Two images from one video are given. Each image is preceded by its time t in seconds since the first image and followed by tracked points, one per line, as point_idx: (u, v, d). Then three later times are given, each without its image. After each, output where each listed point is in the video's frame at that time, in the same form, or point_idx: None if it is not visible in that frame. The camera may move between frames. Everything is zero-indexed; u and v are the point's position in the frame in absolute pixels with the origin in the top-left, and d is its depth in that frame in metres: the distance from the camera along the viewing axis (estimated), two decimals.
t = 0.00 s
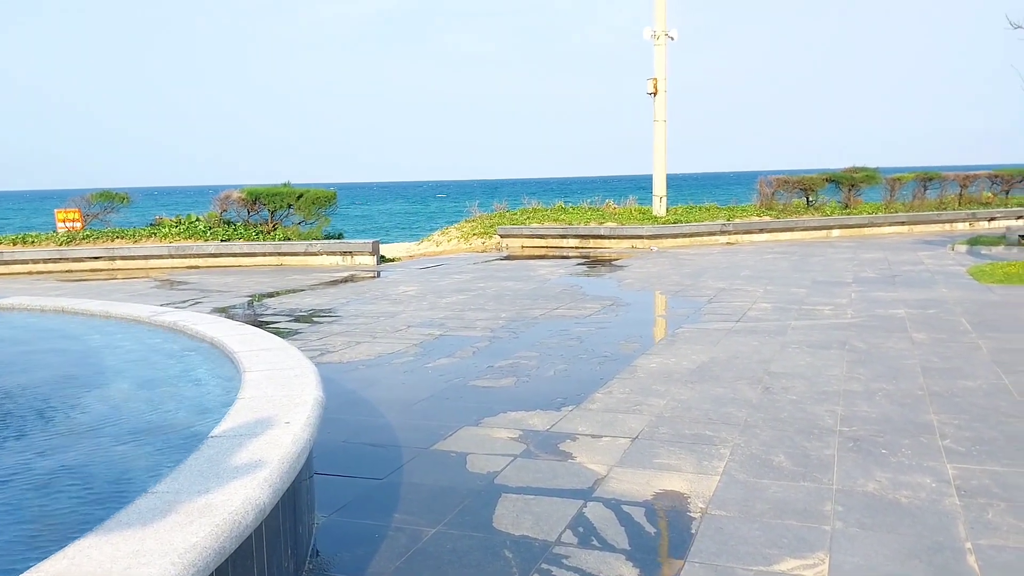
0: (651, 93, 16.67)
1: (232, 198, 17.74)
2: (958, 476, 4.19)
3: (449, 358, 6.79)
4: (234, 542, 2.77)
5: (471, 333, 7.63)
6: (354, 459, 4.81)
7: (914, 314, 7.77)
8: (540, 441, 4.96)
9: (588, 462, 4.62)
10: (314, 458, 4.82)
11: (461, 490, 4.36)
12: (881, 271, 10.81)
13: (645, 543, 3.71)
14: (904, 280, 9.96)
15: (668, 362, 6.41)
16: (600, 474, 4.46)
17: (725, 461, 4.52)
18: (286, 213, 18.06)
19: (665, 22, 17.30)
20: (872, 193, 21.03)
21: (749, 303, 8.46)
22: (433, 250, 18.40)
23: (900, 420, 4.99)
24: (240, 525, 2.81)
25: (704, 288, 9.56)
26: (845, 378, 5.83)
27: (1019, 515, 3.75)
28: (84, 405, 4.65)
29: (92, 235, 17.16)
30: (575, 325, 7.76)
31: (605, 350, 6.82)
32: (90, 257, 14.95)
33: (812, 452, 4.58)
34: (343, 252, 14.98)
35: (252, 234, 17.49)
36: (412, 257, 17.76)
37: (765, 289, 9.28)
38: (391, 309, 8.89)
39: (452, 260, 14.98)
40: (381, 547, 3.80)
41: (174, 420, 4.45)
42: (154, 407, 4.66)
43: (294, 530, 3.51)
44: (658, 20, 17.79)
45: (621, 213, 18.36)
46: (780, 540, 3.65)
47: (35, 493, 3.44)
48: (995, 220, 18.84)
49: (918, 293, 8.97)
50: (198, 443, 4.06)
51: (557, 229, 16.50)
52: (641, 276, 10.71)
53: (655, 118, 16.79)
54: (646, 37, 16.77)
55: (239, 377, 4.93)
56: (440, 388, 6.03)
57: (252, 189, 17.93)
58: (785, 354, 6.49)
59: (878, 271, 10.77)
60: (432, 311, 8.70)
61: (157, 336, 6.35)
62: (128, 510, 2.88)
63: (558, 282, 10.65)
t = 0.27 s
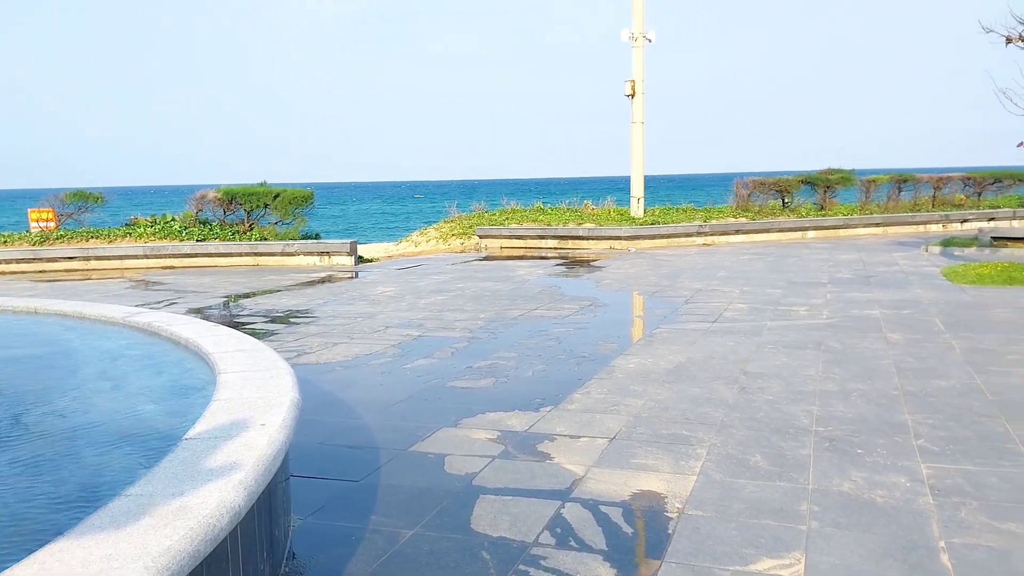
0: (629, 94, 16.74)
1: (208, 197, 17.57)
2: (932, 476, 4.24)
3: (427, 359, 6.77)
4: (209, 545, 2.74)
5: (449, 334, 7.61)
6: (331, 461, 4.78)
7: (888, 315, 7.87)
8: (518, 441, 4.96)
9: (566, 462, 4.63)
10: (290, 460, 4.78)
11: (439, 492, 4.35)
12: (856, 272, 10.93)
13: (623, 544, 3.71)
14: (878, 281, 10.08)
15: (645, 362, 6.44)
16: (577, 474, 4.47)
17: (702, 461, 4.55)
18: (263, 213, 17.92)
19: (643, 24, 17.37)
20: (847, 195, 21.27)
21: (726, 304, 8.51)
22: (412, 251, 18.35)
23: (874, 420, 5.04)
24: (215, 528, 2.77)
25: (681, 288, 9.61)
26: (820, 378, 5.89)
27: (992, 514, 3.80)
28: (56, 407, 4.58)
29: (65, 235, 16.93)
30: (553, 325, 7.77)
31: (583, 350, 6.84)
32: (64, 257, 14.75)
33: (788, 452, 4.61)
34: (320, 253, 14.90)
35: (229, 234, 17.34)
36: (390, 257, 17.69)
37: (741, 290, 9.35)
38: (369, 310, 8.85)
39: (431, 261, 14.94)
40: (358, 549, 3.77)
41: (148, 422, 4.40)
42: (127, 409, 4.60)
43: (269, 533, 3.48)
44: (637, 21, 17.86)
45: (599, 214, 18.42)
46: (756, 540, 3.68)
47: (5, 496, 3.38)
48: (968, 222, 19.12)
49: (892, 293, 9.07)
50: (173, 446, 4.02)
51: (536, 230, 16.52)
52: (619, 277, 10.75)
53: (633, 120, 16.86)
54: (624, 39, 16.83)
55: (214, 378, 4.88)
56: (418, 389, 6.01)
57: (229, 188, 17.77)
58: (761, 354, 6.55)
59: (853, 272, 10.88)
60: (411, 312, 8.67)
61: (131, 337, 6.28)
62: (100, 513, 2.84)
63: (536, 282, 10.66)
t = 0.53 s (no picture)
0: (601, 98, 16.83)
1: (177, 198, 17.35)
2: (897, 478, 4.31)
3: (398, 362, 6.75)
4: (176, 550, 2.71)
5: (421, 337, 7.59)
6: (300, 465, 4.74)
7: (855, 318, 7.99)
8: (489, 445, 4.96)
9: (537, 465, 4.64)
10: (259, 464, 4.74)
11: (409, 496, 4.33)
12: (824, 276, 11.09)
13: (593, 547, 3.73)
14: (845, 285, 10.23)
15: (616, 365, 6.48)
16: (548, 477, 4.48)
17: (671, 464, 4.59)
18: (232, 215, 17.73)
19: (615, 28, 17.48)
20: (816, 200, 21.57)
21: (696, 307, 8.59)
22: (384, 253, 18.27)
23: (841, 422, 5.12)
24: (182, 533, 2.74)
25: (652, 291, 9.68)
26: (788, 381, 5.96)
27: (955, 515, 3.88)
28: (20, 410, 4.50)
29: (29, 235, 16.62)
30: (526, 328, 7.79)
31: (555, 353, 6.86)
32: (28, 258, 14.49)
33: (756, 454, 4.67)
34: (291, 255, 14.78)
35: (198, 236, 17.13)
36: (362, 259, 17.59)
37: (711, 293, 9.44)
38: (340, 312, 8.81)
39: (402, 263, 14.90)
40: (328, 554, 3.75)
41: (114, 425, 4.33)
42: (93, 412, 4.53)
43: (237, 538, 3.45)
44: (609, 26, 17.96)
45: (572, 217, 18.48)
46: (725, 542, 3.72)
47: None
48: (934, 227, 19.47)
49: (859, 297, 9.22)
50: (139, 450, 3.96)
51: (509, 233, 16.54)
52: (591, 280, 10.79)
53: (605, 124, 16.94)
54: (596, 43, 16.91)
55: (182, 382, 4.82)
56: (390, 392, 5.99)
57: (198, 189, 17.56)
58: (730, 357, 6.62)
59: (820, 276, 11.04)
60: (382, 315, 8.64)
61: (98, 339, 6.18)
62: (65, 518, 2.79)
63: (509, 285, 10.67)
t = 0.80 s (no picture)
0: (571, 104, 16.90)
1: (144, 201, 17.08)
2: (862, 482, 4.38)
3: (367, 367, 6.71)
4: (142, 558, 2.67)
5: (390, 342, 7.56)
6: (268, 472, 4.70)
7: (821, 324, 8.10)
8: (459, 450, 4.96)
9: (507, 471, 4.64)
10: (227, 471, 4.68)
11: (379, 502, 4.31)
12: (790, 282, 11.24)
13: (562, 552, 3.74)
14: (811, 290, 10.38)
15: (586, 370, 6.50)
16: (518, 483, 4.49)
17: (640, 468, 4.62)
18: (200, 218, 17.52)
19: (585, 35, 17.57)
20: (783, 206, 21.86)
21: (665, 312, 8.66)
22: (354, 257, 18.17)
23: (807, 427, 5.19)
24: (149, 541, 2.70)
25: (621, 297, 9.74)
26: (755, 386, 6.03)
27: (919, 519, 3.95)
28: None
29: None
30: (496, 333, 7.79)
31: (525, 358, 6.87)
32: None
33: (723, 459, 4.72)
34: (259, 258, 14.64)
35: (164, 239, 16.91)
36: (331, 263, 17.48)
37: (679, 299, 9.52)
38: (309, 317, 8.74)
39: (372, 268, 14.82)
40: (296, 561, 3.72)
41: (79, 431, 4.26)
42: (58, 418, 4.46)
43: (205, 545, 3.40)
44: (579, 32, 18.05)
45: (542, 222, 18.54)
46: (693, 546, 3.75)
47: None
48: (898, 233, 19.82)
49: (825, 303, 9.35)
50: (105, 456, 3.90)
51: (479, 237, 16.55)
52: (561, 285, 10.83)
53: (575, 129, 17.02)
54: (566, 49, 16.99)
55: (149, 387, 4.75)
56: (359, 398, 5.95)
57: (165, 192, 17.32)
58: (698, 362, 6.68)
59: (787, 282, 11.19)
60: (351, 320, 8.58)
61: (63, 344, 6.08)
62: (27, 527, 2.74)
63: (479, 290, 10.67)
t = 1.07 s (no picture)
0: (542, 110, 16.97)
1: (110, 205, 16.71)
2: (828, 486, 4.45)
3: (337, 373, 6.67)
4: (107, 566, 2.63)
5: (360, 347, 7.52)
6: (235, 479, 4.64)
7: (788, 329, 8.21)
8: (429, 456, 4.95)
9: (477, 477, 4.64)
10: (194, 478, 4.63)
11: (348, 509, 4.28)
12: (758, 287, 11.38)
13: (531, 558, 3.75)
14: (778, 296, 10.52)
15: (556, 375, 6.53)
16: (488, 488, 4.49)
17: (609, 473, 4.64)
18: (167, 222, 17.28)
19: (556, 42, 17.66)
20: (751, 213, 22.13)
21: (634, 318, 8.72)
22: (323, 262, 18.05)
23: (775, 432, 5.26)
24: (113, 549, 2.66)
25: (591, 302, 9.79)
26: (723, 391, 6.10)
27: (883, 523, 4.02)
28: None
29: None
30: (467, 338, 7.78)
31: (496, 364, 6.87)
32: None
33: (692, 463, 4.76)
34: (227, 263, 14.48)
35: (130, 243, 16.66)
36: (301, 268, 17.35)
37: (649, 304, 9.59)
38: (277, 322, 8.67)
39: (342, 272, 14.74)
40: (264, 569, 3.68)
41: (42, 438, 4.18)
42: (20, 424, 4.37)
43: (171, 553, 3.35)
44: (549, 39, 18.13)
45: (513, 227, 18.57)
46: (662, 551, 3.78)
47: None
48: (864, 240, 20.15)
49: (792, 309, 9.49)
50: (69, 463, 3.83)
51: (450, 243, 16.54)
52: (531, 290, 10.86)
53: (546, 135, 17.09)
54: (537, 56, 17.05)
55: (114, 392, 4.68)
56: (329, 404, 5.91)
57: (132, 196, 17.07)
58: (667, 367, 6.73)
59: (754, 288, 11.32)
60: (320, 325, 8.52)
61: (25, 348, 5.97)
62: None
63: (449, 295, 10.65)
